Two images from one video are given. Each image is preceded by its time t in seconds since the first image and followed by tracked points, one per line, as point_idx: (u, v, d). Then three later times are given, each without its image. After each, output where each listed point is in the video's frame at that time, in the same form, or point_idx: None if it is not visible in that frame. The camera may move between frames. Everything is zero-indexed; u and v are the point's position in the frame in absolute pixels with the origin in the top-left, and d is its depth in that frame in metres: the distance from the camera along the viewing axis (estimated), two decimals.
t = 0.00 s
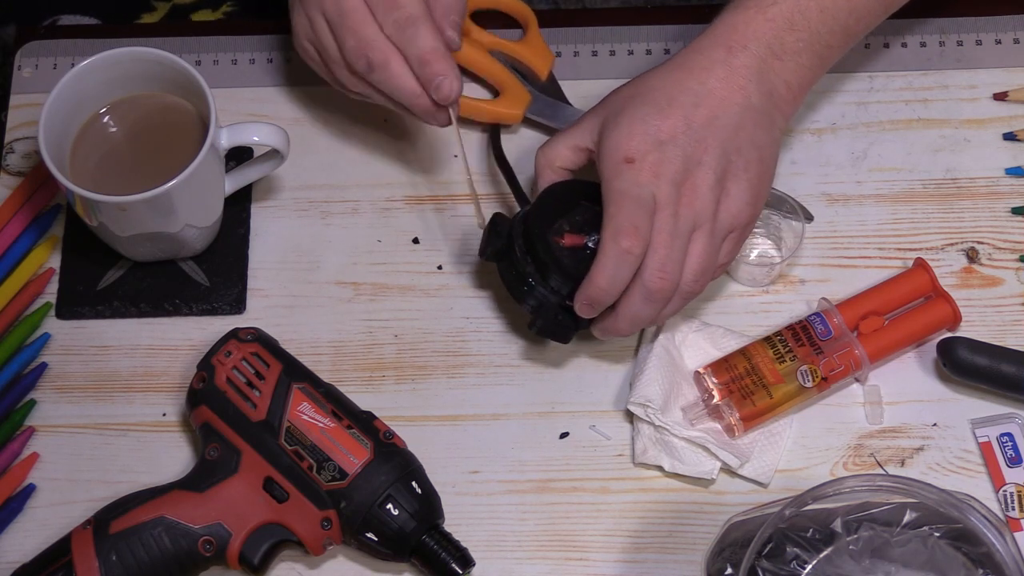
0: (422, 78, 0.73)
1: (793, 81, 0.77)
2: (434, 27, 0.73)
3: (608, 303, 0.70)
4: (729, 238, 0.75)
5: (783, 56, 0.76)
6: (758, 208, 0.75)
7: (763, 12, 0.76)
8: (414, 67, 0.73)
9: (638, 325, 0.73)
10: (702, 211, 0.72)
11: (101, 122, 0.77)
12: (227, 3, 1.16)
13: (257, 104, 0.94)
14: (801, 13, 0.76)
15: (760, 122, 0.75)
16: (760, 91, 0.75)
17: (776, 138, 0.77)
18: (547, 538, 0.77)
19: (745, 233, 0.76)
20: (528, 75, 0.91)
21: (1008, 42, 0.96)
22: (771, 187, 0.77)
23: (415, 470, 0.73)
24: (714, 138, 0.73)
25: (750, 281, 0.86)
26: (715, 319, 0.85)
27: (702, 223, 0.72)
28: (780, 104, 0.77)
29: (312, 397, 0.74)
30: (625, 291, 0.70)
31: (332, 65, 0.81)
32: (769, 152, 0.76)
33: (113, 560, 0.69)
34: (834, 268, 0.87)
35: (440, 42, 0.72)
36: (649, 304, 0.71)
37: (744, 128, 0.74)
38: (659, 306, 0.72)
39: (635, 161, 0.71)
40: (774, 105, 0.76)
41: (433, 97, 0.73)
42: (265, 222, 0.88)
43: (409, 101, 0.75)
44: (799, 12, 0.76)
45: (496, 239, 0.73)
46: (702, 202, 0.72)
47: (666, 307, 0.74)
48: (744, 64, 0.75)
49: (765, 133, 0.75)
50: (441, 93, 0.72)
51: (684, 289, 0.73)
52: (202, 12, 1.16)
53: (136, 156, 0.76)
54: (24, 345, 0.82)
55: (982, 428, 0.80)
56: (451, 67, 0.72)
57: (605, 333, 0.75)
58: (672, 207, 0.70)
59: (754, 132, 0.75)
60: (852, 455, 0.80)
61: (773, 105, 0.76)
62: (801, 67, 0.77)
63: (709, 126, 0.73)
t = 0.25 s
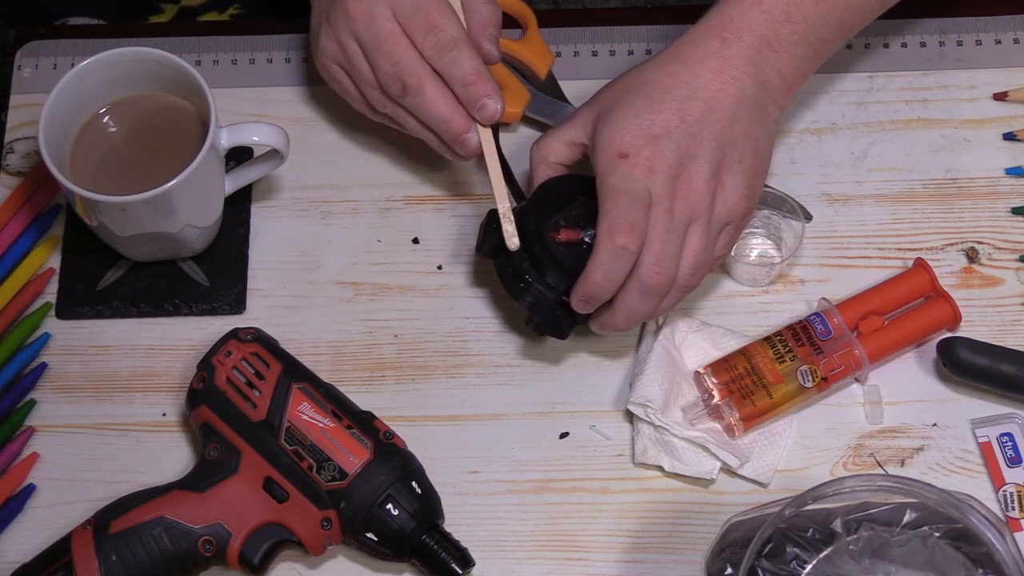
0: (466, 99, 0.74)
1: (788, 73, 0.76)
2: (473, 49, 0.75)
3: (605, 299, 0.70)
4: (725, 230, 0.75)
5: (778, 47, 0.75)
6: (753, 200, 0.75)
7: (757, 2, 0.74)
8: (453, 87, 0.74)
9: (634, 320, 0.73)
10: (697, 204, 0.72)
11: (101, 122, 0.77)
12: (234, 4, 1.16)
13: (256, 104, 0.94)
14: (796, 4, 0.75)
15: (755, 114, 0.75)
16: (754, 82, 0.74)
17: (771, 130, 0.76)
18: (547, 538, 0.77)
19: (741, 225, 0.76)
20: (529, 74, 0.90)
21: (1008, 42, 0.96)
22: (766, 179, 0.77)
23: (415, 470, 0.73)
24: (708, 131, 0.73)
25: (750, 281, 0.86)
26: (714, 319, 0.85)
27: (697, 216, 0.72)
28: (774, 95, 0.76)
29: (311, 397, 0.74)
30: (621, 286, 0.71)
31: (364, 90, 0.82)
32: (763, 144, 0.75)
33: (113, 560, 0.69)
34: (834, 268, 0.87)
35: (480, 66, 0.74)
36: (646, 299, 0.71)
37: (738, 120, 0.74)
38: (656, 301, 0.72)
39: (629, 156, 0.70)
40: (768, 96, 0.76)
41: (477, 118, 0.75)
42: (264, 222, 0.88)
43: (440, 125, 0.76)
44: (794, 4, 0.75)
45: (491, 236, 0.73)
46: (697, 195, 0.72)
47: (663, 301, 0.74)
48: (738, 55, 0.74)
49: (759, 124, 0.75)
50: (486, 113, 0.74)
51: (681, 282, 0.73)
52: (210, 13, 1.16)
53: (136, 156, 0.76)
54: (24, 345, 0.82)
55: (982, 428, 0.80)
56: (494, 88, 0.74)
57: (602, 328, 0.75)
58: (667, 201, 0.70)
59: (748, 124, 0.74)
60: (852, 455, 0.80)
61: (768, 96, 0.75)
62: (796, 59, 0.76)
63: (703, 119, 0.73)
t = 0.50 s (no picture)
0: (458, 100, 0.74)
1: (787, 73, 0.76)
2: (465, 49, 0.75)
3: (604, 297, 0.70)
4: (724, 229, 0.75)
5: (777, 47, 0.75)
6: (751, 198, 0.75)
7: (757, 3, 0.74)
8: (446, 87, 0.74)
9: (633, 318, 0.73)
10: (696, 203, 0.72)
11: (101, 122, 0.77)
12: (235, 4, 1.16)
13: (256, 104, 0.94)
14: (796, 4, 0.74)
15: (754, 113, 0.75)
16: (753, 81, 0.74)
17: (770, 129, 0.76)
18: (547, 538, 0.77)
19: (740, 223, 0.76)
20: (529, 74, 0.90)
21: (1008, 42, 0.96)
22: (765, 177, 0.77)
23: (415, 470, 0.73)
24: (707, 130, 0.73)
25: (750, 281, 0.86)
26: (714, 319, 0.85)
27: (696, 215, 0.72)
28: (773, 94, 0.76)
29: (311, 396, 0.74)
30: (620, 284, 0.71)
31: (359, 89, 0.82)
32: (762, 143, 0.75)
33: (113, 560, 0.69)
34: (834, 268, 0.87)
35: (472, 66, 0.74)
36: (645, 297, 0.71)
37: (737, 118, 0.74)
38: (654, 300, 0.72)
39: (627, 154, 0.70)
40: (767, 96, 0.76)
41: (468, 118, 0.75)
42: (264, 222, 0.88)
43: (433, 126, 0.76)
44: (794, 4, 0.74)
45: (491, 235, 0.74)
46: (696, 194, 0.72)
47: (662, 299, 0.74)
48: (737, 54, 0.74)
49: (758, 123, 0.75)
50: (479, 114, 0.74)
51: (680, 280, 0.73)
52: (211, 13, 1.16)
53: (136, 156, 0.76)
54: (24, 345, 0.82)
55: (982, 428, 0.80)
56: (487, 89, 0.74)
57: (600, 326, 0.75)
58: (665, 199, 0.70)
59: (747, 123, 0.74)
60: (852, 455, 0.80)
61: (767, 95, 0.75)
62: (795, 58, 0.76)
63: (703, 118, 0.73)
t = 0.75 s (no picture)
0: (439, 95, 0.74)
1: (785, 72, 0.76)
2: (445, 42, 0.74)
3: (603, 297, 0.70)
4: (723, 228, 0.75)
5: (775, 45, 0.75)
6: (750, 197, 0.75)
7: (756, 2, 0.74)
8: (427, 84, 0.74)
9: (633, 317, 0.73)
10: (695, 201, 0.72)
11: (101, 122, 0.77)
12: (235, 4, 1.16)
13: (256, 104, 0.94)
14: (794, 3, 0.75)
15: (752, 112, 0.75)
16: (751, 80, 0.74)
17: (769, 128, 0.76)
18: (547, 538, 0.77)
19: (739, 222, 0.76)
20: (528, 74, 0.90)
21: (1008, 42, 0.96)
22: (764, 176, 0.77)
23: (415, 470, 0.73)
24: (705, 129, 0.73)
25: (750, 281, 0.86)
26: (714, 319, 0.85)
27: (695, 214, 0.72)
28: (772, 93, 0.76)
29: (311, 396, 0.74)
30: (619, 283, 0.71)
31: (352, 88, 0.82)
32: (761, 142, 0.75)
33: (113, 560, 0.69)
34: (834, 268, 0.87)
35: (451, 60, 0.74)
36: (644, 296, 0.71)
37: (735, 117, 0.74)
38: (654, 299, 0.72)
39: (625, 153, 0.70)
40: (766, 95, 0.76)
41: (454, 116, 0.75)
42: (264, 222, 0.88)
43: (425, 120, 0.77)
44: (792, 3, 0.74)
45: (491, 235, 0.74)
46: (694, 193, 0.72)
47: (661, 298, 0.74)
48: (735, 53, 0.74)
49: (757, 121, 0.75)
50: (460, 109, 0.74)
51: (679, 279, 0.73)
52: (211, 13, 1.16)
53: (136, 156, 0.76)
54: (24, 345, 0.82)
55: (982, 428, 0.80)
56: (467, 83, 0.74)
57: (600, 326, 0.75)
58: (664, 198, 0.70)
59: (746, 122, 0.74)
60: (852, 455, 0.80)
61: (765, 94, 0.75)
62: (794, 58, 0.76)
63: (700, 117, 0.73)
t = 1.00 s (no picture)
0: (469, 81, 0.78)
1: (785, 73, 0.76)
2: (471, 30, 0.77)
3: (604, 298, 0.70)
4: (723, 229, 0.75)
5: (775, 46, 0.75)
6: (751, 198, 0.75)
7: (756, 3, 0.74)
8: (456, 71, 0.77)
9: (634, 319, 0.73)
10: (695, 202, 0.72)
11: (101, 122, 0.77)
12: (236, 3, 1.16)
13: (256, 104, 0.94)
14: (794, 4, 0.74)
15: (752, 113, 0.75)
16: (752, 81, 0.74)
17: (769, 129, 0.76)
18: (547, 538, 0.77)
19: (740, 223, 0.76)
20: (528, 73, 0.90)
21: (1008, 42, 0.96)
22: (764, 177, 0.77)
23: (415, 470, 0.73)
24: (706, 130, 0.73)
25: (750, 281, 0.86)
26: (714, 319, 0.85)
27: (695, 215, 0.72)
28: (772, 94, 0.76)
29: (311, 396, 0.74)
30: (620, 285, 0.71)
31: (375, 69, 0.83)
32: (761, 143, 0.75)
33: (113, 560, 0.69)
34: (834, 268, 0.87)
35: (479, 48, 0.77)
36: (645, 297, 0.71)
37: (736, 118, 0.74)
38: (655, 300, 0.72)
39: (626, 154, 0.70)
40: (766, 96, 0.75)
41: (480, 100, 0.80)
42: (264, 222, 0.88)
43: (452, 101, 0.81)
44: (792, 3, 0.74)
45: (491, 235, 0.73)
46: (694, 194, 0.72)
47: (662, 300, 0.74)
48: (735, 54, 0.74)
49: (757, 122, 0.75)
50: (490, 94, 0.78)
51: (680, 280, 0.73)
52: (211, 13, 1.16)
53: (136, 156, 0.76)
54: (24, 345, 0.82)
55: (982, 428, 0.80)
56: (494, 70, 0.78)
57: (601, 326, 0.75)
58: (664, 200, 0.70)
59: (746, 122, 0.74)
60: (852, 455, 0.80)
61: (765, 95, 0.75)
62: (794, 59, 0.76)
63: (701, 118, 0.73)
